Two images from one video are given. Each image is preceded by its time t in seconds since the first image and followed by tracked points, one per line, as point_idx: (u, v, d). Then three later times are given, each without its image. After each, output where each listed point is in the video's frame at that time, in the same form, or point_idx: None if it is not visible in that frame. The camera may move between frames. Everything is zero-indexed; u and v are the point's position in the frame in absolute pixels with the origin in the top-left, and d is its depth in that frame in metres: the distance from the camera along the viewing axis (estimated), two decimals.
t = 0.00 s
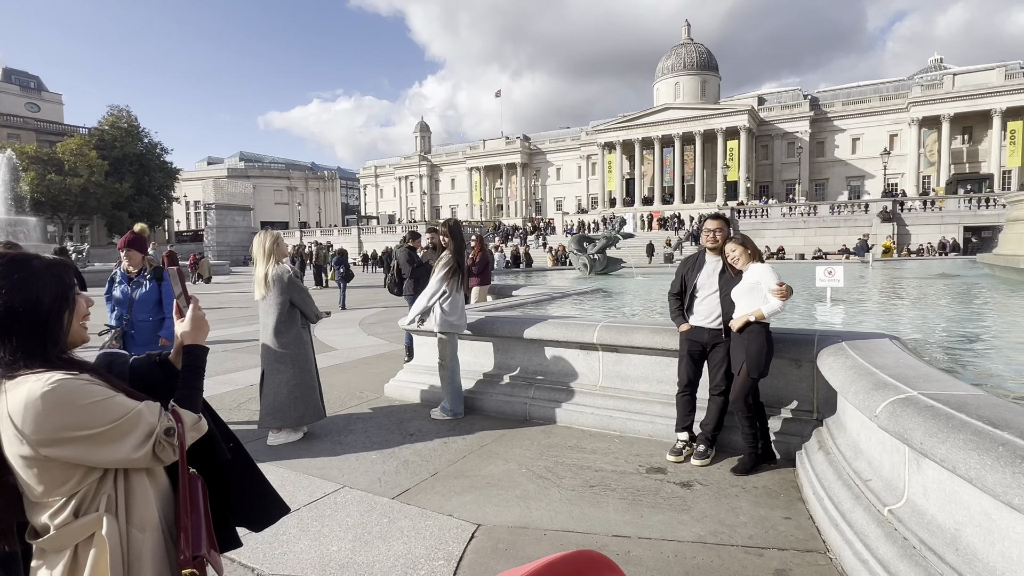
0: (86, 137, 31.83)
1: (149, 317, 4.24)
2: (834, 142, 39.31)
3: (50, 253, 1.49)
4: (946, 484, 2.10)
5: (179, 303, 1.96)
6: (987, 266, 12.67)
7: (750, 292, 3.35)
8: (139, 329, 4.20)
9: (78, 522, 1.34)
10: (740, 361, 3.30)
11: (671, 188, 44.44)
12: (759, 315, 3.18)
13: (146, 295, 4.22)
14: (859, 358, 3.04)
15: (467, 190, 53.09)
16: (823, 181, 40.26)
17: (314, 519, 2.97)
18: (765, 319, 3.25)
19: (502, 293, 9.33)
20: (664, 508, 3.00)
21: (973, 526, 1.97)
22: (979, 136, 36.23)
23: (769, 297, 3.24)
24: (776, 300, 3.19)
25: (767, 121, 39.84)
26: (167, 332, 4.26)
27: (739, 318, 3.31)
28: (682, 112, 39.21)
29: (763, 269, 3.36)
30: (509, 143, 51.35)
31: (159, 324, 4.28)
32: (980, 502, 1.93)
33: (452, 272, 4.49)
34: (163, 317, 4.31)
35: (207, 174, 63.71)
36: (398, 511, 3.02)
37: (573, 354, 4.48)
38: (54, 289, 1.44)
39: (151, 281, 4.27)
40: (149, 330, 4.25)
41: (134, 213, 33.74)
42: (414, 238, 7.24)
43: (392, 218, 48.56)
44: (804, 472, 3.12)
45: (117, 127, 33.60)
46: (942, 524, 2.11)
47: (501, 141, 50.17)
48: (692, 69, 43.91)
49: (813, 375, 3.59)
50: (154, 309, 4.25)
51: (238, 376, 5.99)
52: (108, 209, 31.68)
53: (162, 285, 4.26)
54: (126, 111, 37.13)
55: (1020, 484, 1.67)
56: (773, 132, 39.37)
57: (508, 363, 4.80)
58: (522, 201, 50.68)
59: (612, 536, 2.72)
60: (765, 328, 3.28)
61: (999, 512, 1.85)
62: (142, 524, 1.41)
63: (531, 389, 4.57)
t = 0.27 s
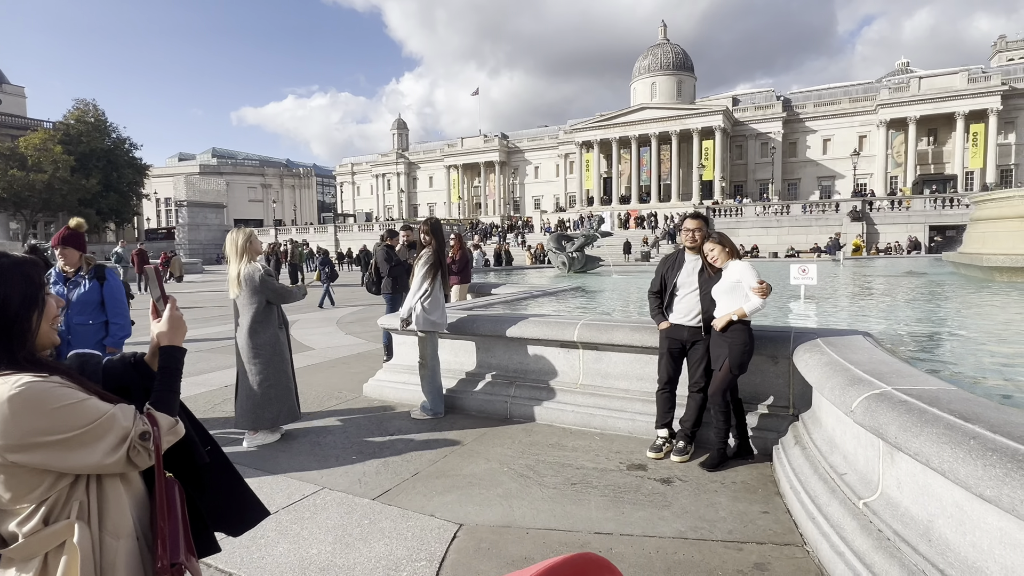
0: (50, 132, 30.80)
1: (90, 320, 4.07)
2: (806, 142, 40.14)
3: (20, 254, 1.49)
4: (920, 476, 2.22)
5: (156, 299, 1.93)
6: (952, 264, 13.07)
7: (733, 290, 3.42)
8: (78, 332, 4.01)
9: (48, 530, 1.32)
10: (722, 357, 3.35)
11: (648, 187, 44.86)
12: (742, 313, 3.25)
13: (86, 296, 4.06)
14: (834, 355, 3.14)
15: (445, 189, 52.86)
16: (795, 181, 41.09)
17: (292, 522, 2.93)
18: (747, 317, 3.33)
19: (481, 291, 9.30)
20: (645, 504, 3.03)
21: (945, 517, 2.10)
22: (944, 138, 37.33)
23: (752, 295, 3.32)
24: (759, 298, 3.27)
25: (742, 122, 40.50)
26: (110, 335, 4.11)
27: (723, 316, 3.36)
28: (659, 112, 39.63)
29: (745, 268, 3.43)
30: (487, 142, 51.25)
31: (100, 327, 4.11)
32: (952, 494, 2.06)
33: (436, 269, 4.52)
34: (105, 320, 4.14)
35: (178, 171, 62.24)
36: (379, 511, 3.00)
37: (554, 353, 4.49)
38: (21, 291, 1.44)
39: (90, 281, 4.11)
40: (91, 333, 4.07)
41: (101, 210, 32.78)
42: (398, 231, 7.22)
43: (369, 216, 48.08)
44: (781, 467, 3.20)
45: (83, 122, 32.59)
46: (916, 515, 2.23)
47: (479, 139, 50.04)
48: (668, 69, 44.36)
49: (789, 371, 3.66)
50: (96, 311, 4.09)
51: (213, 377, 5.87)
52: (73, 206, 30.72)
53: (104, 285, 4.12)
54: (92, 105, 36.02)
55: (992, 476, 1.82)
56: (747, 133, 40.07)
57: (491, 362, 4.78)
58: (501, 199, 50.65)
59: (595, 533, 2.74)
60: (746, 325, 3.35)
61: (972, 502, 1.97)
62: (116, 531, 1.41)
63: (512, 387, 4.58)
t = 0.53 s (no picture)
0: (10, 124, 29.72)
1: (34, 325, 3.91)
2: (778, 143, 40.97)
3: None
4: (899, 469, 2.40)
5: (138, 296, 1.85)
6: (917, 262, 13.50)
7: (714, 290, 3.47)
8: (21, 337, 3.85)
9: (31, 538, 1.27)
10: (705, 356, 3.39)
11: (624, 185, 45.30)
12: (723, 311, 3.28)
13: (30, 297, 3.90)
14: (813, 351, 3.28)
15: (422, 186, 52.56)
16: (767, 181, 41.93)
17: (272, 524, 2.87)
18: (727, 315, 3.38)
19: (461, 289, 9.28)
20: (631, 501, 3.09)
21: (922, 508, 2.29)
22: (908, 140, 38.47)
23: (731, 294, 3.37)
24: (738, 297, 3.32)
25: (715, 122, 41.17)
26: (57, 339, 3.93)
27: (706, 314, 3.41)
28: (634, 112, 40.00)
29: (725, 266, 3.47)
30: (464, 139, 51.07)
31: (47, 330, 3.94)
32: (931, 486, 2.23)
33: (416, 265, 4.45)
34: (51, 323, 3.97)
35: (146, 166, 60.67)
36: (362, 513, 2.96)
37: (535, 350, 4.50)
38: None
39: (32, 282, 3.93)
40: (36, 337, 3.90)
41: (65, 206, 31.78)
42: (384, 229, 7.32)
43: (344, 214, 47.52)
44: (761, 460, 3.38)
45: (45, 114, 31.53)
46: (893, 506, 2.42)
47: (456, 136, 49.83)
48: (643, 69, 44.79)
49: (767, 368, 3.75)
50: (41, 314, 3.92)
51: (187, 376, 5.76)
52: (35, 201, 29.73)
53: (47, 286, 3.95)
54: (55, 98, 34.86)
55: (970, 467, 1.98)
56: (720, 133, 40.72)
57: (474, 360, 4.77)
58: (478, 197, 50.59)
59: (580, 530, 2.77)
60: (726, 323, 3.40)
61: (949, 494, 2.14)
62: (104, 538, 1.37)
63: (495, 385, 4.58)
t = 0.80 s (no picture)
0: None
1: None
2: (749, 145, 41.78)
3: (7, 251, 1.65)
4: (886, 464, 2.76)
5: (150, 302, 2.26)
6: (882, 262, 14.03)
7: (703, 285, 3.82)
8: None
9: (38, 549, 1.51)
10: (690, 355, 3.77)
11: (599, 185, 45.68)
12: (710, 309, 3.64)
13: None
14: (798, 350, 3.80)
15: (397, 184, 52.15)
16: (739, 182, 42.75)
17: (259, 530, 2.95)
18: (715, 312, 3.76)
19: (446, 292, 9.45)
20: (619, 499, 3.45)
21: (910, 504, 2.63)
22: (874, 142, 39.68)
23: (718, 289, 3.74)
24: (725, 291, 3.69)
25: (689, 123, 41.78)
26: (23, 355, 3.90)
27: (693, 313, 3.79)
28: (610, 112, 40.34)
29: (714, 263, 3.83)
30: (440, 137, 50.82)
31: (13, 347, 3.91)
32: (919, 481, 2.55)
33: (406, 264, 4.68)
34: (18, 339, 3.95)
35: (109, 161, 58.71)
36: (350, 517, 3.08)
37: (520, 349, 4.91)
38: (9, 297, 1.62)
39: None
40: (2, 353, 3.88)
41: (25, 203, 30.58)
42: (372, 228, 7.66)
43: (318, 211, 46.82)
44: (747, 456, 3.88)
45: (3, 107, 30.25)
46: (880, 501, 2.79)
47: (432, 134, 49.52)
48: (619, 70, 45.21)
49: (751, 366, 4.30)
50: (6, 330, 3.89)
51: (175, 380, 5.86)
52: None
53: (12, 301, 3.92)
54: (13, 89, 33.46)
55: (961, 463, 2.22)
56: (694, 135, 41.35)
57: (459, 360, 5.18)
58: (454, 196, 50.42)
59: (571, 530, 3.04)
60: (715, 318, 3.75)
61: (938, 488, 2.45)
62: (112, 547, 1.64)
63: (480, 385, 4.97)
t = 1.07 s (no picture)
0: None
1: None
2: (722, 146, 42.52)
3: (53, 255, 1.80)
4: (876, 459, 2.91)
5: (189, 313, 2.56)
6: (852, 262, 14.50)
7: (691, 285, 4.20)
8: None
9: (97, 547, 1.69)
10: (682, 353, 4.11)
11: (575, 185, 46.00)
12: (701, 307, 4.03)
13: None
14: (783, 347, 4.04)
15: (372, 183, 51.66)
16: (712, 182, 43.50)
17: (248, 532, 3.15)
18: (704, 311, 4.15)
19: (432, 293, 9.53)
20: (613, 497, 3.67)
21: (903, 497, 2.80)
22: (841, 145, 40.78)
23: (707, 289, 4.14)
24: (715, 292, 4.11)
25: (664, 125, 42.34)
26: None
27: (682, 310, 4.13)
28: (587, 113, 40.63)
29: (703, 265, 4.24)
30: (416, 136, 50.50)
31: None
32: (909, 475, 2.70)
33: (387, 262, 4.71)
34: None
35: (71, 157, 56.77)
36: (340, 519, 3.29)
37: (505, 349, 5.22)
38: (59, 299, 1.77)
39: None
40: None
41: None
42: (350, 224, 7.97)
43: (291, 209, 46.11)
44: (736, 453, 4.17)
45: None
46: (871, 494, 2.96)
47: (408, 132, 49.18)
48: (595, 70, 45.54)
49: (735, 363, 4.68)
50: None
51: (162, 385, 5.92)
52: None
53: None
54: None
55: (954, 454, 2.32)
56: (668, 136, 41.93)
57: (445, 360, 5.46)
58: (430, 195, 50.21)
59: (567, 527, 3.26)
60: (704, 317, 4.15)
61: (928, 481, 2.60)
62: (162, 547, 1.81)
63: (468, 384, 5.25)
